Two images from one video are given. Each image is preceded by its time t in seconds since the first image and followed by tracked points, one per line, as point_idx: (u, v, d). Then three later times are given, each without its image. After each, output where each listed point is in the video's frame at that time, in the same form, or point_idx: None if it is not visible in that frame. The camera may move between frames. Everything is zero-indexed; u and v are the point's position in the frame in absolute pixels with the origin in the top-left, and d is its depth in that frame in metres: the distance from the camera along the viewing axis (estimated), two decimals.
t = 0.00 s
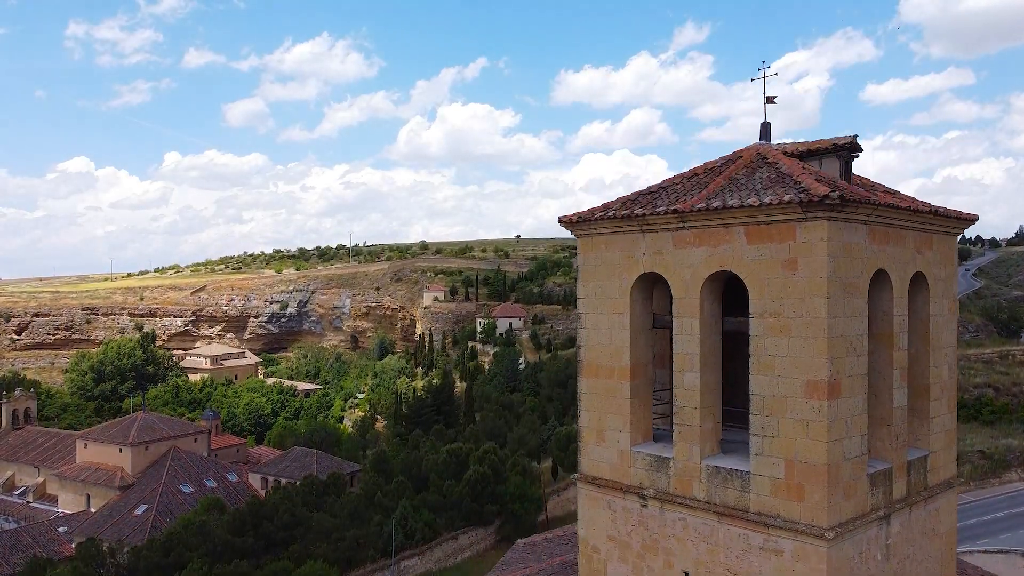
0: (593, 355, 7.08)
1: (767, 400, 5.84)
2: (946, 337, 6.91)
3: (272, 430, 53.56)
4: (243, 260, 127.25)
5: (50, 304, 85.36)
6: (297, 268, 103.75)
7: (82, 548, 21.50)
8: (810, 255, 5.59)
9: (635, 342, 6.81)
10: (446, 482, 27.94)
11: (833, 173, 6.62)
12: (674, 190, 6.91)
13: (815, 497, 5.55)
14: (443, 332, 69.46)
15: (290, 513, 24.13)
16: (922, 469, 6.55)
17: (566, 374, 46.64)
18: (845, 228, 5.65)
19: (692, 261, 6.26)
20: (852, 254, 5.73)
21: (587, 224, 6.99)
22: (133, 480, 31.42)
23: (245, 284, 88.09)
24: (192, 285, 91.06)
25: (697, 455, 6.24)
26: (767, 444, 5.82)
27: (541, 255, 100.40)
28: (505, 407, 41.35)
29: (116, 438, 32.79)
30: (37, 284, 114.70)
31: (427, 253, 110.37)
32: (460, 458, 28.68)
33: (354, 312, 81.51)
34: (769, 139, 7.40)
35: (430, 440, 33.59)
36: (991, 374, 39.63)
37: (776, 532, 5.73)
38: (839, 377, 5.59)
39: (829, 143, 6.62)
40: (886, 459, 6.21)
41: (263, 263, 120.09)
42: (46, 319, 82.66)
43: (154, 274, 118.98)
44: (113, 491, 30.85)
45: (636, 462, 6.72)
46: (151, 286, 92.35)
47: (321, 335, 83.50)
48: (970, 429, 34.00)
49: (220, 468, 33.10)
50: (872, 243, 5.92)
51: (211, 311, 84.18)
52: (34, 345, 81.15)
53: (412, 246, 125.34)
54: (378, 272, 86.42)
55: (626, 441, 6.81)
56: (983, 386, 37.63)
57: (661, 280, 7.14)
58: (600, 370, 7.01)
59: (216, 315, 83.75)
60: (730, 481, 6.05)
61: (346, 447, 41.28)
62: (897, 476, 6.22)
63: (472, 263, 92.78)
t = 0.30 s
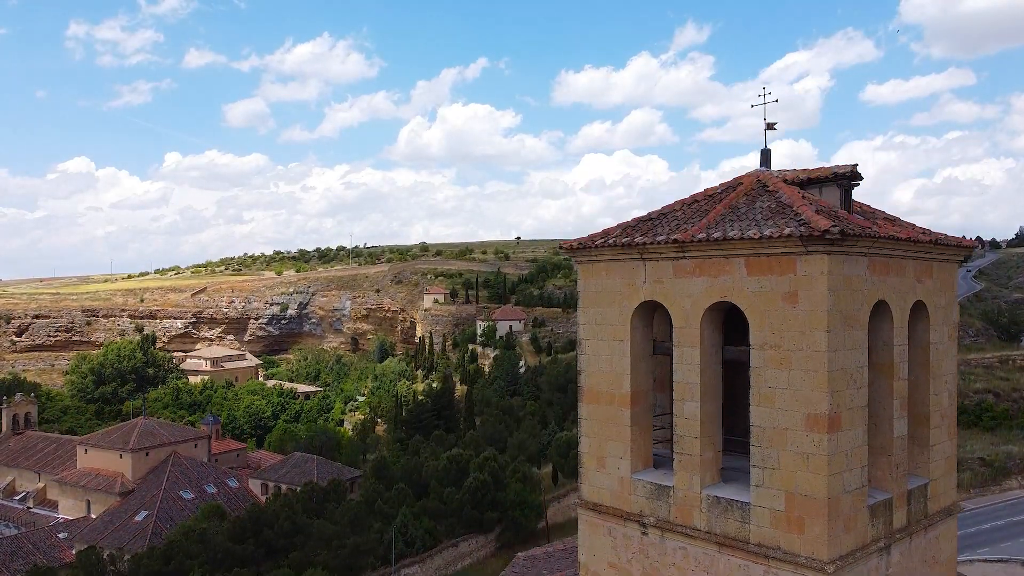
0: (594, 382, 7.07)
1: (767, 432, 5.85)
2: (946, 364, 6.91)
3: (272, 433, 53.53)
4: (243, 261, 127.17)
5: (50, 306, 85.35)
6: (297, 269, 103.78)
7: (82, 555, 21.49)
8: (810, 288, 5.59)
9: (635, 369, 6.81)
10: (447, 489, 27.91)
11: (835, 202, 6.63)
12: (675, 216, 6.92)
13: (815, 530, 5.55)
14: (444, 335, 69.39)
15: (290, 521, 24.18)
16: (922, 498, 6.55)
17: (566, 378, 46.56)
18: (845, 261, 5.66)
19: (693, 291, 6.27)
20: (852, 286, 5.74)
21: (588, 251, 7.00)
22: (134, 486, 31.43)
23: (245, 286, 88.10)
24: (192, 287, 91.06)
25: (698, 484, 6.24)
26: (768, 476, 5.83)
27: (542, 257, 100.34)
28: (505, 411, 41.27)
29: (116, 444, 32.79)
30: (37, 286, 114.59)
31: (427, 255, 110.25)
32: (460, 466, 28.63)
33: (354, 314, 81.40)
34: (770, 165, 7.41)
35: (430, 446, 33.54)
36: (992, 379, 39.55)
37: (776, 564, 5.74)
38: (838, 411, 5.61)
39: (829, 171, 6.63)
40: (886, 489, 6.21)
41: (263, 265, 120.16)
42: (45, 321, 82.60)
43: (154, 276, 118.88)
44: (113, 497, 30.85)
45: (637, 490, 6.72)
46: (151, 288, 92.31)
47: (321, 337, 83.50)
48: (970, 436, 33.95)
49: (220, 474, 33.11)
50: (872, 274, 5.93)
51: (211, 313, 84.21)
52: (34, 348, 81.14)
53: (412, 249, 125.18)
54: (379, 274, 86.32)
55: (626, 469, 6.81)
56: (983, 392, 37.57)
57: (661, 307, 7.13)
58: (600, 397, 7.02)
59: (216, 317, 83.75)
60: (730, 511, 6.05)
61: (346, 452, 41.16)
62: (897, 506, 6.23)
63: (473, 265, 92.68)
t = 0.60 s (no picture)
0: (595, 409, 7.07)
1: (768, 463, 5.85)
2: (947, 391, 6.91)
3: (272, 436, 53.46)
4: (243, 263, 127.15)
5: (51, 307, 85.35)
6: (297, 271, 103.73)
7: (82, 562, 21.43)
8: (810, 321, 5.60)
9: (636, 397, 6.82)
10: (448, 496, 27.87)
11: (834, 230, 6.66)
12: (675, 243, 6.93)
13: (816, 563, 5.56)
14: (444, 337, 69.29)
15: (290, 528, 24.17)
16: (924, 525, 6.55)
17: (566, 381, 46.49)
18: (846, 293, 5.66)
19: (693, 320, 6.28)
20: (853, 318, 5.74)
21: (588, 278, 7.02)
22: (134, 492, 31.43)
23: (246, 288, 88.09)
24: (193, 288, 91.05)
25: (699, 513, 6.24)
26: (768, 507, 5.83)
27: (543, 259, 100.35)
28: (505, 416, 41.22)
29: (117, 450, 32.80)
30: (37, 287, 114.71)
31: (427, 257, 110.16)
32: (461, 473, 28.61)
33: (354, 315, 81.25)
34: (770, 190, 7.42)
35: (430, 452, 33.53)
36: (992, 385, 39.51)
37: None
38: (838, 444, 5.62)
39: (830, 200, 6.64)
40: (888, 518, 6.21)
41: (264, 266, 120.16)
42: (46, 323, 82.59)
43: (154, 277, 118.81)
44: (114, 503, 30.84)
45: (638, 517, 6.73)
46: (152, 290, 92.29)
47: (321, 339, 83.48)
48: (971, 442, 33.94)
49: (220, 479, 33.10)
50: (873, 305, 5.93)
51: (211, 315, 84.19)
52: (34, 349, 81.13)
53: (412, 251, 125.12)
54: (379, 276, 86.19)
55: (627, 495, 6.82)
56: (984, 398, 37.53)
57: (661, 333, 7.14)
58: (600, 423, 7.02)
59: (217, 319, 83.74)
60: (731, 541, 6.06)
61: (346, 457, 41.08)
62: (898, 535, 6.24)
63: (473, 267, 92.60)
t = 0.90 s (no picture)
0: (595, 435, 7.08)
1: (770, 495, 5.84)
2: (947, 418, 6.92)
3: (272, 439, 53.42)
4: (243, 264, 127.12)
5: (51, 309, 85.39)
6: (298, 272, 103.62)
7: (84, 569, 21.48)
8: (811, 355, 5.60)
9: (636, 424, 6.81)
10: (448, 502, 27.90)
11: (834, 258, 6.67)
12: (675, 269, 6.94)
13: None
14: (444, 340, 69.22)
15: (291, 536, 24.22)
16: (924, 554, 6.56)
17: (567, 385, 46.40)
18: (846, 327, 5.65)
19: (693, 349, 6.28)
20: (854, 351, 5.73)
21: (589, 304, 7.02)
22: (134, 497, 31.45)
23: (246, 290, 88.09)
24: (193, 290, 91.04)
25: (699, 543, 6.24)
26: (769, 539, 5.83)
27: (543, 261, 100.17)
28: (506, 420, 41.17)
29: (117, 456, 32.81)
30: (37, 288, 114.81)
31: (427, 258, 110.05)
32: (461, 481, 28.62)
33: (355, 317, 81.12)
34: (770, 214, 7.44)
35: (430, 458, 33.51)
36: (992, 390, 39.46)
37: None
38: (840, 478, 5.61)
39: (831, 228, 6.65)
40: (888, 549, 6.22)
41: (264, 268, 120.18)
42: (46, 324, 82.66)
43: (154, 278, 118.85)
44: (114, 509, 30.87)
45: (638, 545, 6.72)
46: (152, 291, 92.31)
47: (321, 341, 83.49)
48: (970, 447, 33.95)
49: (220, 485, 33.09)
50: (874, 337, 5.93)
51: (212, 317, 84.20)
52: (35, 351, 81.22)
53: (412, 252, 125.11)
54: (380, 278, 86.08)
55: (627, 523, 6.82)
56: (984, 403, 37.45)
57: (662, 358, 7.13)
58: (600, 449, 7.02)
59: (217, 320, 83.76)
60: (732, 572, 6.05)
61: (346, 461, 41.06)
62: (899, 565, 6.23)
63: (473, 269, 92.48)
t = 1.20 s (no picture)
0: (595, 461, 7.06)
1: (769, 527, 5.84)
2: (947, 445, 6.91)
3: (272, 442, 53.39)
4: (243, 265, 127.08)
5: (51, 311, 85.38)
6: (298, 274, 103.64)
7: None
8: (812, 388, 5.60)
9: (636, 451, 6.81)
10: (449, 509, 27.92)
11: (834, 286, 6.69)
12: (676, 296, 6.94)
13: None
14: (444, 342, 69.15)
15: (291, 543, 24.25)
16: None
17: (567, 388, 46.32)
18: (847, 360, 5.65)
19: (693, 379, 6.28)
20: (854, 384, 5.74)
21: (589, 331, 7.02)
22: (134, 503, 31.44)
23: (246, 291, 88.10)
24: (193, 291, 91.02)
25: (700, 572, 6.23)
26: (769, 571, 5.83)
27: (543, 263, 100.15)
28: (506, 424, 41.15)
29: (117, 461, 32.81)
30: (38, 290, 114.89)
31: (428, 260, 110.02)
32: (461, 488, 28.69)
33: (355, 319, 81.11)
34: (771, 240, 7.45)
35: (430, 464, 33.49)
36: (992, 395, 39.43)
37: None
38: (840, 511, 5.61)
39: (831, 257, 6.66)
40: None
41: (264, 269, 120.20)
42: (46, 326, 82.62)
43: (154, 279, 118.82)
44: (114, 514, 30.86)
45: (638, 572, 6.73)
46: (152, 292, 92.21)
47: (321, 342, 83.53)
48: (969, 454, 33.98)
49: (220, 490, 33.08)
50: (874, 368, 5.93)
51: (212, 318, 84.18)
52: (35, 352, 81.20)
53: (412, 254, 125.04)
54: (380, 280, 86.04)
55: (628, 550, 6.81)
56: (984, 408, 37.40)
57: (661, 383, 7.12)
58: (601, 476, 7.01)
59: (217, 322, 83.76)
60: None
61: (347, 465, 41.01)
62: None
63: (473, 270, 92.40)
